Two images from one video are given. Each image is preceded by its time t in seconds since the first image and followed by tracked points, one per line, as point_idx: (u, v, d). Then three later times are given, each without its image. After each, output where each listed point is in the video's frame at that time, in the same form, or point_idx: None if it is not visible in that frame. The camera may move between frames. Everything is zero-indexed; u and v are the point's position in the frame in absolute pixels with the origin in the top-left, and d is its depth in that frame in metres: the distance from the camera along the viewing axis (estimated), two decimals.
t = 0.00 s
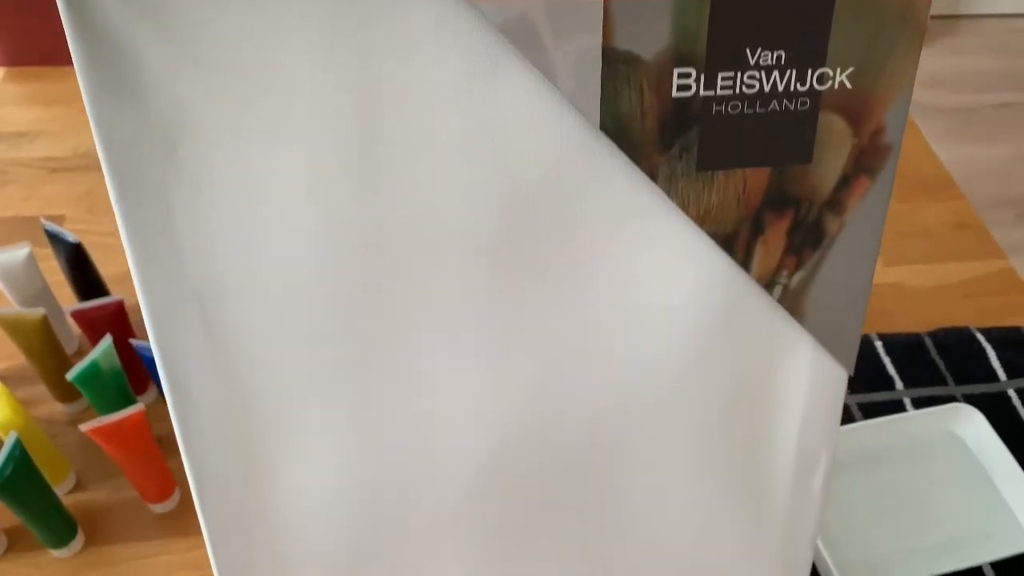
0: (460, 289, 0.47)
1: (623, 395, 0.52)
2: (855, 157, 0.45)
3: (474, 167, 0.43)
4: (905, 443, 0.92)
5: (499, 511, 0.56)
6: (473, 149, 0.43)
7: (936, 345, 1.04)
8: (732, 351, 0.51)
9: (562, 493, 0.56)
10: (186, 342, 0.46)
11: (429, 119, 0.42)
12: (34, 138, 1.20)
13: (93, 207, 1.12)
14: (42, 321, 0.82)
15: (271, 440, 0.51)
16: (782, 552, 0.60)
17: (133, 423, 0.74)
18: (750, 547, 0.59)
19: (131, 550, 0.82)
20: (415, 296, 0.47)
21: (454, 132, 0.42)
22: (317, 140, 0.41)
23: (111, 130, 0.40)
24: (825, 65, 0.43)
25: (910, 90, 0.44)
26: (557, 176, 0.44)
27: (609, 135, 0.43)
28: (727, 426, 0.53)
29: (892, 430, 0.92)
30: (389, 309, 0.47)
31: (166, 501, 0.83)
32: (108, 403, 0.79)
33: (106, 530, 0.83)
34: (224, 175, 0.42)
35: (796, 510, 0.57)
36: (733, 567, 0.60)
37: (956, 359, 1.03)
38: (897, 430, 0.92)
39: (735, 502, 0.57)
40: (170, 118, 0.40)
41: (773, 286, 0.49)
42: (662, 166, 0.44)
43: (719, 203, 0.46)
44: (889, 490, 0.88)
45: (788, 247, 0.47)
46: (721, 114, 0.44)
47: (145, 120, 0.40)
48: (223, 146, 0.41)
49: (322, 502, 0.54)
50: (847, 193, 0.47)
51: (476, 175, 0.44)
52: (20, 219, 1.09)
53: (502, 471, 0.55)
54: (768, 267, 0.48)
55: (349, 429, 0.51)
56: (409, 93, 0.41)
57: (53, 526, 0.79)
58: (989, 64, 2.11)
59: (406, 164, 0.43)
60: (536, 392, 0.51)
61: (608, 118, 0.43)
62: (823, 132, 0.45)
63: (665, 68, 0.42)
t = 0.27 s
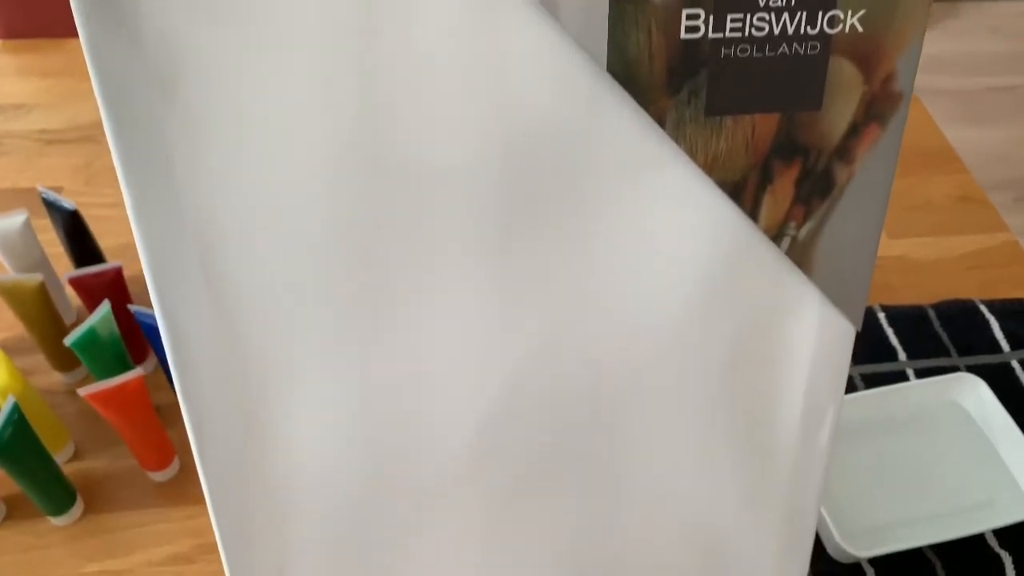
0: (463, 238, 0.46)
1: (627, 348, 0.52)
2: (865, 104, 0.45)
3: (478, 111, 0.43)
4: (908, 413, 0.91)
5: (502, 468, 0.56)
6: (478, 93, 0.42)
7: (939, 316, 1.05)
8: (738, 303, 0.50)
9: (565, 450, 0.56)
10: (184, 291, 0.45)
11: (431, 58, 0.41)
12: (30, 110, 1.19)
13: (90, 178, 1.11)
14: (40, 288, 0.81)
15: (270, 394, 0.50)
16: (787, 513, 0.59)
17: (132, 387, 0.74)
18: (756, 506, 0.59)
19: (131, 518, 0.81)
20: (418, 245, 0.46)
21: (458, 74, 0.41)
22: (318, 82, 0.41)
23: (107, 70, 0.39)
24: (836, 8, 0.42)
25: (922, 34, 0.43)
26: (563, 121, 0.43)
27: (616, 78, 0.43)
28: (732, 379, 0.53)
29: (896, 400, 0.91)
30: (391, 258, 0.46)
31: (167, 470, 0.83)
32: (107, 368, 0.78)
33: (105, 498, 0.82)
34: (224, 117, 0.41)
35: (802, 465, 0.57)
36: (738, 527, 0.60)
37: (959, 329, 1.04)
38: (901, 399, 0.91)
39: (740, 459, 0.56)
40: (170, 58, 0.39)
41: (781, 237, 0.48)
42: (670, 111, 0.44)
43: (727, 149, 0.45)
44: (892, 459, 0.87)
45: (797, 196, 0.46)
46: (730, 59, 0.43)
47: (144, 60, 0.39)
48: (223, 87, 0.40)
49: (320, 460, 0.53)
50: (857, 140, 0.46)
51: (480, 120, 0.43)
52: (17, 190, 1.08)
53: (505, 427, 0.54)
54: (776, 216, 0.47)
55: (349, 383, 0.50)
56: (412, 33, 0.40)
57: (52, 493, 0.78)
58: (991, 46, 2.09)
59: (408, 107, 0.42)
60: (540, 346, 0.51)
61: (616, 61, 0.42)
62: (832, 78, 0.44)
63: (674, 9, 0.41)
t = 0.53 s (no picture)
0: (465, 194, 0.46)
1: (630, 309, 0.51)
2: (875, 56, 0.44)
3: (483, 61, 0.42)
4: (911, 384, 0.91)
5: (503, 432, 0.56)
6: (481, 41, 0.41)
7: (941, 291, 1.04)
8: (745, 262, 0.50)
9: (567, 413, 0.55)
10: (184, 246, 0.45)
11: (435, 4, 0.40)
12: (27, 83, 1.18)
13: (87, 151, 1.10)
14: (39, 256, 0.80)
15: (271, 355, 0.50)
16: (792, 478, 0.59)
17: (131, 355, 0.73)
18: (758, 471, 0.58)
19: (131, 488, 0.81)
20: (420, 201, 0.45)
21: (461, 22, 0.40)
22: (319, 29, 0.40)
23: (106, 16, 0.38)
24: None
25: None
26: (569, 71, 0.43)
27: (623, 26, 0.42)
28: (738, 340, 0.52)
29: (899, 371, 0.91)
30: (394, 215, 0.46)
31: (167, 440, 0.82)
32: (107, 335, 0.78)
33: (105, 469, 0.82)
34: (225, 62, 0.40)
35: (807, 429, 0.56)
36: (742, 493, 0.59)
37: (962, 302, 1.03)
38: (904, 371, 0.91)
39: (745, 422, 0.56)
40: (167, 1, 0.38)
41: (788, 193, 0.47)
42: (677, 61, 0.43)
43: (735, 101, 0.44)
44: (896, 430, 0.87)
45: (805, 151, 0.46)
46: (738, 7, 0.42)
47: (141, 4, 0.38)
48: (224, 31, 0.39)
49: (321, 423, 0.53)
50: (866, 94, 0.45)
51: (484, 69, 0.42)
52: (14, 163, 1.07)
53: (507, 389, 0.54)
54: (783, 172, 0.47)
55: (350, 344, 0.50)
56: None
57: (52, 462, 0.78)
58: (995, 27, 2.08)
59: (413, 59, 0.41)
60: (542, 305, 0.50)
61: (623, 9, 0.41)
62: (841, 28, 0.43)
63: None
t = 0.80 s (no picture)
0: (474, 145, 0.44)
1: (643, 268, 0.49)
2: (893, 6, 0.43)
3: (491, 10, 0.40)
4: (920, 357, 0.90)
5: (514, 398, 0.54)
6: None
7: (950, 266, 1.03)
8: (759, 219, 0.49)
9: (580, 378, 0.53)
10: (187, 201, 0.43)
11: None
12: (24, 55, 1.16)
13: (85, 123, 1.09)
14: (38, 224, 0.79)
15: (275, 312, 0.48)
16: (802, 444, 0.58)
17: (131, 323, 0.72)
18: (768, 436, 0.57)
19: (132, 459, 0.80)
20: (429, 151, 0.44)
21: None
22: None
23: None
24: None
25: None
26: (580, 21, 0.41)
27: None
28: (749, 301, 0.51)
29: (908, 344, 0.90)
30: (402, 164, 0.44)
31: (169, 410, 0.81)
32: (107, 305, 0.77)
33: (105, 440, 0.81)
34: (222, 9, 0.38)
35: (819, 392, 0.56)
36: (752, 460, 0.58)
37: (971, 276, 1.02)
38: (913, 343, 0.90)
39: (757, 386, 0.55)
40: None
41: (803, 149, 0.46)
42: (692, 10, 0.42)
43: (750, 53, 0.43)
44: (905, 403, 0.86)
45: (820, 105, 0.45)
46: None
47: None
48: None
49: (327, 385, 0.51)
50: (883, 46, 0.44)
51: (492, 18, 0.41)
52: (11, 135, 1.06)
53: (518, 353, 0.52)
54: (798, 127, 0.45)
55: (356, 300, 0.48)
56: None
57: (53, 433, 0.77)
58: (1002, 5, 2.05)
59: (423, 13, 0.40)
60: (552, 264, 0.49)
61: None
62: None
63: None
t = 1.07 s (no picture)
0: (476, 93, 0.42)
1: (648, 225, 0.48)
2: None
3: None
4: (925, 329, 0.89)
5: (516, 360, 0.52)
6: None
7: (956, 238, 1.00)
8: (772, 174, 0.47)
9: (585, 339, 0.52)
10: (174, 159, 0.41)
11: None
12: (18, 24, 1.14)
13: (80, 93, 1.07)
14: (31, 189, 0.78)
15: (267, 270, 0.46)
16: (810, 409, 0.57)
17: (126, 289, 0.71)
18: (775, 399, 0.56)
19: (127, 429, 0.79)
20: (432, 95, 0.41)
21: None
22: None
23: None
24: None
25: None
26: None
27: None
28: (758, 260, 0.50)
29: (912, 316, 0.89)
30: (402, 110, 0.41)
31: (165, 379, 0.81)
32: (102, 270, 0.76)
33: (100, 410, 0.80)
34: None
35: (827, 356, 0.54)
36: (759, 424, 0.57)
37: (975, 249, 1.00)
38: (918, 316, 0.89)
39: (765, 349, 0.53)
40: None
41: (814, 100, 0.44)
42: None
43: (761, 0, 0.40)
44: (909, 375, 0.85)
45: (832, 55, 0.43)
46: None
47: None
48: None
49: (319, 347, 0.49)
50: None
51: None
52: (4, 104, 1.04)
53: (521, 314, 0.50)
54: (809, 77, 0.43)
55: (356, 260, 0.46)
56: None
57: (47, 401, 0.76)
58: None
59: None
60: (554, 220, 0.47)
61: None
62: None
63: None
